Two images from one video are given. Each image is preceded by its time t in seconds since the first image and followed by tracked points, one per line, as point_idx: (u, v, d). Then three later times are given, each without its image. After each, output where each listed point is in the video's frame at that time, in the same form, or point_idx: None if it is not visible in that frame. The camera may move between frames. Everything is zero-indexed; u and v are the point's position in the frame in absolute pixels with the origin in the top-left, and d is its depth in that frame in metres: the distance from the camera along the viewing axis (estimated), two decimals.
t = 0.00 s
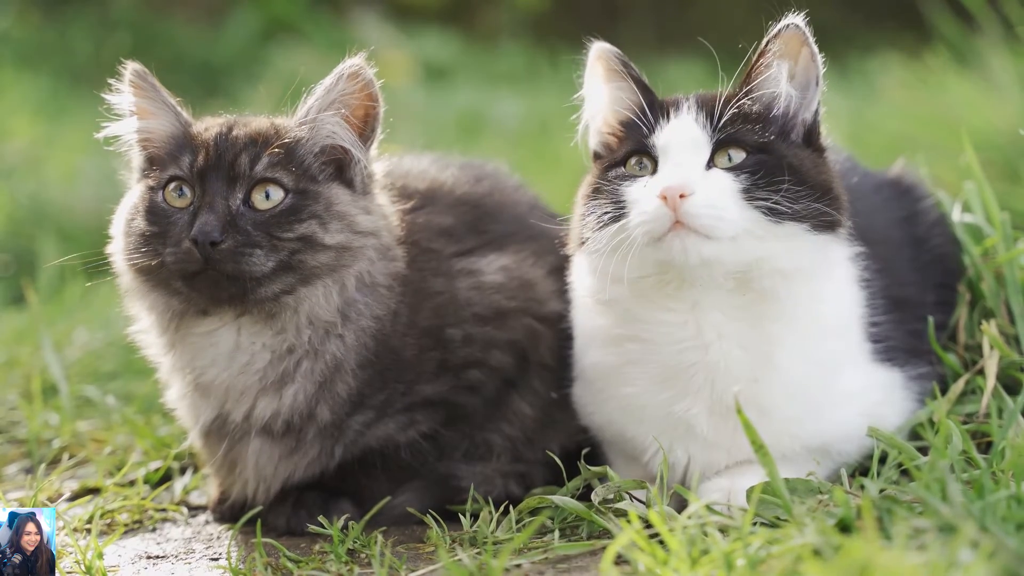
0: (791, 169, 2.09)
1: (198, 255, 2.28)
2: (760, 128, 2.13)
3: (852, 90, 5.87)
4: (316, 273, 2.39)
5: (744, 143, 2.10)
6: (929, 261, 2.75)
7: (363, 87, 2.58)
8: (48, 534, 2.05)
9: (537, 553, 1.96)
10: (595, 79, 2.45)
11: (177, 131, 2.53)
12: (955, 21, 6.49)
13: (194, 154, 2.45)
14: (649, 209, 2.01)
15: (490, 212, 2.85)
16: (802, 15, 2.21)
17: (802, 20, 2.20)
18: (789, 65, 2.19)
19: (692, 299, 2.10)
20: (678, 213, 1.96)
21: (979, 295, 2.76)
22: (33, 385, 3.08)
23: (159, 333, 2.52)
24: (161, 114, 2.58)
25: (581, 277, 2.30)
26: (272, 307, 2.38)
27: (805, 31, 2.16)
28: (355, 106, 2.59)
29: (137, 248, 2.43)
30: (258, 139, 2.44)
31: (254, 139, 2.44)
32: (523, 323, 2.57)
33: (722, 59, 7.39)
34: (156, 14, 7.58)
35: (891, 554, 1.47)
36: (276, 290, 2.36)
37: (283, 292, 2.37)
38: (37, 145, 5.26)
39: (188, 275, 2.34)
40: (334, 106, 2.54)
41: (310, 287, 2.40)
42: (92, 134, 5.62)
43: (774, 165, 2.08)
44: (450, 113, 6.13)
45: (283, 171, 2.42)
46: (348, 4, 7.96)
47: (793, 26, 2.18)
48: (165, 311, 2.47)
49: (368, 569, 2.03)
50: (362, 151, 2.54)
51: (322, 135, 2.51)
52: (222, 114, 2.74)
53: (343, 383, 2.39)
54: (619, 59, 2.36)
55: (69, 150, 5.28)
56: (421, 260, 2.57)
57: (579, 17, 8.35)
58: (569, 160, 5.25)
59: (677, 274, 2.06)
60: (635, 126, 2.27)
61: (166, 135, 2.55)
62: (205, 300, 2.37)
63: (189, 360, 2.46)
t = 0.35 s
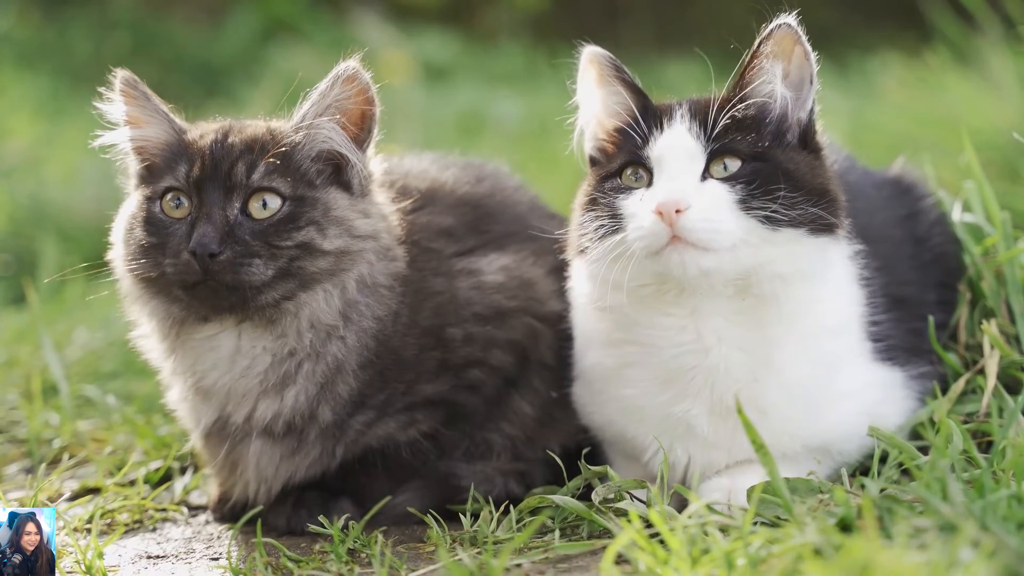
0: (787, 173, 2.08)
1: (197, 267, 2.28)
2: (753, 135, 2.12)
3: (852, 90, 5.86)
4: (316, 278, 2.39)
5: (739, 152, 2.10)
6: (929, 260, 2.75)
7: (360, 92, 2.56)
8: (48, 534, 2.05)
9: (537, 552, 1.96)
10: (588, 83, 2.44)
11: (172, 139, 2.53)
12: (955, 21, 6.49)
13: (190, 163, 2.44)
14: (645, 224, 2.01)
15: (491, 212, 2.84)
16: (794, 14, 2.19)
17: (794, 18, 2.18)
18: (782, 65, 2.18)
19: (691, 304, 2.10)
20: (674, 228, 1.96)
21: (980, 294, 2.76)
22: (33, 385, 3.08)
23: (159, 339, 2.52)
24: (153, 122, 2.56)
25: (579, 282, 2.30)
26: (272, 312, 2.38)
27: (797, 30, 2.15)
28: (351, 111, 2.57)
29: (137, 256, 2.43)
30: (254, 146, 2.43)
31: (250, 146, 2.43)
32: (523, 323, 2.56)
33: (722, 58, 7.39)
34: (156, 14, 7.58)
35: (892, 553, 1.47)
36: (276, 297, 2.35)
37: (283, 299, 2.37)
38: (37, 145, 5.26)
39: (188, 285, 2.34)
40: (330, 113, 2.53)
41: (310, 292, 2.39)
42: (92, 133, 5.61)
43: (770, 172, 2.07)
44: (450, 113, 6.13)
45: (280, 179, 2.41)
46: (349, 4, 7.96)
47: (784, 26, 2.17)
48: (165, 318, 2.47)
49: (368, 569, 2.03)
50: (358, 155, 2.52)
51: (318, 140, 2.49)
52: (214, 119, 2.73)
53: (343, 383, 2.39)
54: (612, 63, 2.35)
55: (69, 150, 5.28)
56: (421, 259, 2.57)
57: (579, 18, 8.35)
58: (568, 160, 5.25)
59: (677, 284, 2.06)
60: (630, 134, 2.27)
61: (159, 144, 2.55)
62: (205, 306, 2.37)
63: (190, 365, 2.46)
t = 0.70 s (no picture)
0: (784, 173, 2.09)
1: (202, 275, 2.28)
2: (745, 136, 2.12)
3: (852, 89, 5.87)
4: (319, 282, 2.39)
5: (734, 156, 2.10)
6: (929, 259, 2.75)
7: (364, 99, 2.54)
8: (48, 533, 2.05)
9: (536, 551, 1.96)
10: (578, 88, 2.42)
11: (170, 142, 2.51)
12: (955, 20, 6.49)
13: (191, 169, 2.42)
14: (644, 232, 2.01)
15: (490, 210, 2.84)
16: (782, 11, 2.18)
17: (782, 15, 2.17)
18: (772, 62, 2.17)
19: (691, 307, 2.10)
20: (673, 236, 1.97)
21: (980, 293, 2.76)
22: (33, 383, 3.08)
23: (159, 341, 2.52)
24: (151, 125, 2.54)
25: (577, 284, 2.30)
26: (275, 316, 2.38)
27: (785, 25, 2.14)
28: (353, 115, 2.55)
29: (138, 260, 2.43)
30: (257, 152, 2.42)
31: (253, 152, 2.42)
32: (523, 321, 2.56)
33: (722, 58, 7.39)
34: (156, 14, 7.57)
35: (892, 552, 1.47)
36: (279, 301, 2.36)
37: (285, 303, 2.37)
38: (37, 144, 5.26)
39: (192, 291, 2.34)
40: (333, 118, 2.51)
41: (313, 296, 2.39)
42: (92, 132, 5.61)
43: (767, 175, 2.07)
44: (450, 112, 6.13)
45: (284, 185, 2.41)
46: (349, 3, 7.96)
47: (773, 23, 2.16)
48: (165, 321, 2.47)
49: (368, 567, 2.03)
50: (360, 160, 2.50)
51: (322, 145, 2.48)
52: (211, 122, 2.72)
53: (343, 382, 2.39)
54: (600, 67, 2.34)
55: (69, 149, 5.28)
56: (421, 257, 2.57)
57: (579, 17, 8.35)
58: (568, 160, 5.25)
59: (676, 289, 2.07)
60: (623, 140, 2.26)
61: (156, 146, 2.53)
62: (207, 310, 2.37)
63: (190, 367, 2.46)
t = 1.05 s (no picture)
0: (783, 175, 2.09)
1: (215, 277, 2.27)
2: (745, 137, 2.12)
3: (852, 89, 5.86)
4: (326, 285, 2.40)
5: (734, 158, 2.09)
6: (929, 258, 2.74)
7: (373, 105, 2.54)
8: (48, 533, 2.05)
9: (536, 550, 1.96)
10: (576, 87, 2.42)
11: (171, 144, 2.48)
12: (955, 20, 6.49)
13: (201, 171, 2.41)
14: (643, 235, 2.01)
15: (490, 209, 2.84)
16: (784, 12, 2.18)
17: (784, 17, 2.17)
18: (772, 63, 2.17)
19: (691, 308, 2.10)
20: (672, 241, 1.97)
21: (980, 292, 2.76)
22: (33, 382, 3.08)
23: (160, 339, 2.51)
24: (151, 126, 2.52)
25: (577, 285, 2.30)
26: (281, 318, 2.38)
27: (786, 26, 2.13)
28: (361, 119, 2.54)
29: (141, 260, 2.42)
30: (269, 155, 2.42)
31: (265, 156, 2.41)
32: (523, 320, 2.56)
33: (722, 58, 7.39)
34: (156, 13, 7.57)
35: (892, 551, 1.46)
36: (287, 303, 2.36)
37: (292, 305, 2.37)
38: (37, 144, 5.26)
39: (201, 294, 2.33)
40: (343, 124, 2.51)
41: (320, 298, 2.40)
42: (91, 132, 5.61)
43: (767, 178, 2.07)
44: (449, 112, 6.14)
45: (295, 188, 2.41)
46: (349, 3, 7.96)
47: (773, 24, 2.16)
48: (167, 320, 2.46)
49: (368, 566, 2.02)
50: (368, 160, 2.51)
51: (332, 150, 2.48)
52: (213, 123, 2.69)
53: (343, 381, 2.39)
54: (600, 67, 2.34)
55: (68, 148, 5.28)
56: (421, 257, 2.57)
57: (579, 17, 8.34)
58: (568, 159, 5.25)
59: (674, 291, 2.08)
60: (623, 141, 2.26)
61: (157, 148, 2.50)
62: (210, 310, 2.37)
63: (191, 366, 2.46)
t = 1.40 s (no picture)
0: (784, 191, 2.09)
1: (209, 273, 2.28)
2: (745, 152, 2.11)
3: (852, 88, 5.86)
4: (323, 281, 2.40)
5: (734, 178, 2.08)
6: (929, 257, 2.74)
7: (366, 97, 2.54)
8: (48, 533, 2.05)
9: (536, 550, 1.96)
10: (577, 89, 2.38)
11: (171, 142, 2.50)
12: (955, 19, 6.49)
13: (196, 168, 2.42)
14: (642, 257, 2.01)
15: (490, 209, 2.84)
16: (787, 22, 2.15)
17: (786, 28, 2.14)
18: (774, 73, 2.15)
19: (691, 315, 2.10)
20: (670, 265, 1.97)
21: (980, 292, 2.76)
22: (33, 382, 3.08)
23: (160, 340, 2.52)
24: (151, 124, 2.53)
25: (575, 288, 2.29)
26: (279, 316, 2.39)
27: (790, 38, 2.11)
28: (355, 112, 2.54)
29: (139, 259, 2.43)
30: (263, 150, 2.42)
31: (259, 151, 2.42)
32: (523, 320, 2.56)
33: (722, 57, 7.39)
34: (156, 12, 7.57)
35: (891, 550, 1.46)
36: (284, 300, 2.36)
37: (290, 302, 2.37)
38: (37, 143, 5.25)
39: (198, 290, 2.33)
40: (335, 116, 2.51)
41: (317, 295, 2.40)
42: (91, 130, 5.60)
43: (768, 198, 2.07)
44: (449, 112, 6.13)
45: (289, 183, 2.41)
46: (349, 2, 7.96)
47: (776, 35, 2.13)
48: (167, 319, 2.47)
49: (368, 566, 2.02)
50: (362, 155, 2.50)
51: (325, 142, 2.48)
52: (213, 121, 2.70)
53: (343, 382, 2.39)
54: (603, 71, 2.30)
55: (68, 147, 5.28)
56: (421, 257, 2.57)
57: (579, 17, 8.35)
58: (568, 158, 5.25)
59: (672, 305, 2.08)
60: (625, 150, 2.23)
61: (157, 147, 2.52)
62: (208, 307, 2.37)
63: (191, 366, 2.46)
